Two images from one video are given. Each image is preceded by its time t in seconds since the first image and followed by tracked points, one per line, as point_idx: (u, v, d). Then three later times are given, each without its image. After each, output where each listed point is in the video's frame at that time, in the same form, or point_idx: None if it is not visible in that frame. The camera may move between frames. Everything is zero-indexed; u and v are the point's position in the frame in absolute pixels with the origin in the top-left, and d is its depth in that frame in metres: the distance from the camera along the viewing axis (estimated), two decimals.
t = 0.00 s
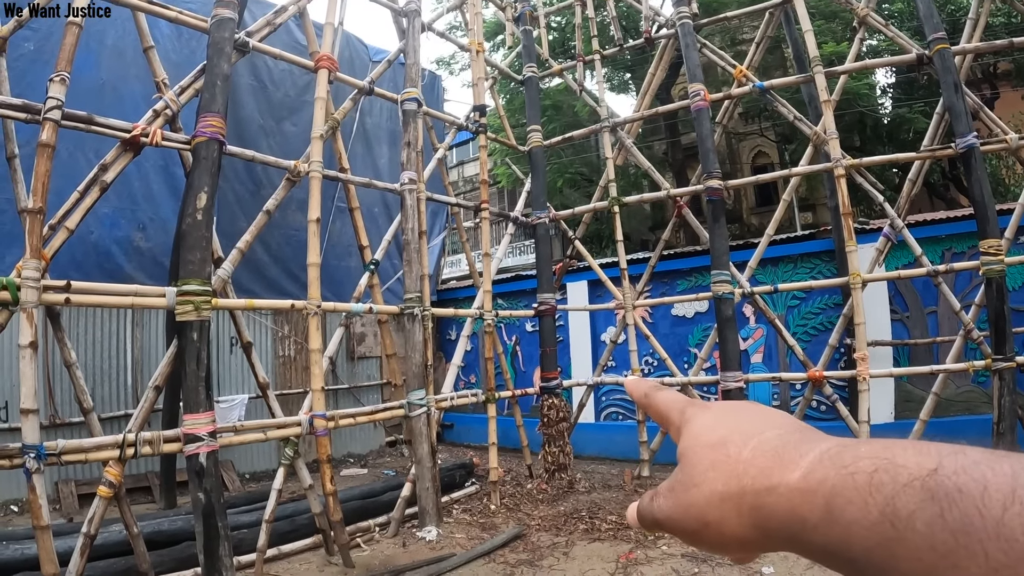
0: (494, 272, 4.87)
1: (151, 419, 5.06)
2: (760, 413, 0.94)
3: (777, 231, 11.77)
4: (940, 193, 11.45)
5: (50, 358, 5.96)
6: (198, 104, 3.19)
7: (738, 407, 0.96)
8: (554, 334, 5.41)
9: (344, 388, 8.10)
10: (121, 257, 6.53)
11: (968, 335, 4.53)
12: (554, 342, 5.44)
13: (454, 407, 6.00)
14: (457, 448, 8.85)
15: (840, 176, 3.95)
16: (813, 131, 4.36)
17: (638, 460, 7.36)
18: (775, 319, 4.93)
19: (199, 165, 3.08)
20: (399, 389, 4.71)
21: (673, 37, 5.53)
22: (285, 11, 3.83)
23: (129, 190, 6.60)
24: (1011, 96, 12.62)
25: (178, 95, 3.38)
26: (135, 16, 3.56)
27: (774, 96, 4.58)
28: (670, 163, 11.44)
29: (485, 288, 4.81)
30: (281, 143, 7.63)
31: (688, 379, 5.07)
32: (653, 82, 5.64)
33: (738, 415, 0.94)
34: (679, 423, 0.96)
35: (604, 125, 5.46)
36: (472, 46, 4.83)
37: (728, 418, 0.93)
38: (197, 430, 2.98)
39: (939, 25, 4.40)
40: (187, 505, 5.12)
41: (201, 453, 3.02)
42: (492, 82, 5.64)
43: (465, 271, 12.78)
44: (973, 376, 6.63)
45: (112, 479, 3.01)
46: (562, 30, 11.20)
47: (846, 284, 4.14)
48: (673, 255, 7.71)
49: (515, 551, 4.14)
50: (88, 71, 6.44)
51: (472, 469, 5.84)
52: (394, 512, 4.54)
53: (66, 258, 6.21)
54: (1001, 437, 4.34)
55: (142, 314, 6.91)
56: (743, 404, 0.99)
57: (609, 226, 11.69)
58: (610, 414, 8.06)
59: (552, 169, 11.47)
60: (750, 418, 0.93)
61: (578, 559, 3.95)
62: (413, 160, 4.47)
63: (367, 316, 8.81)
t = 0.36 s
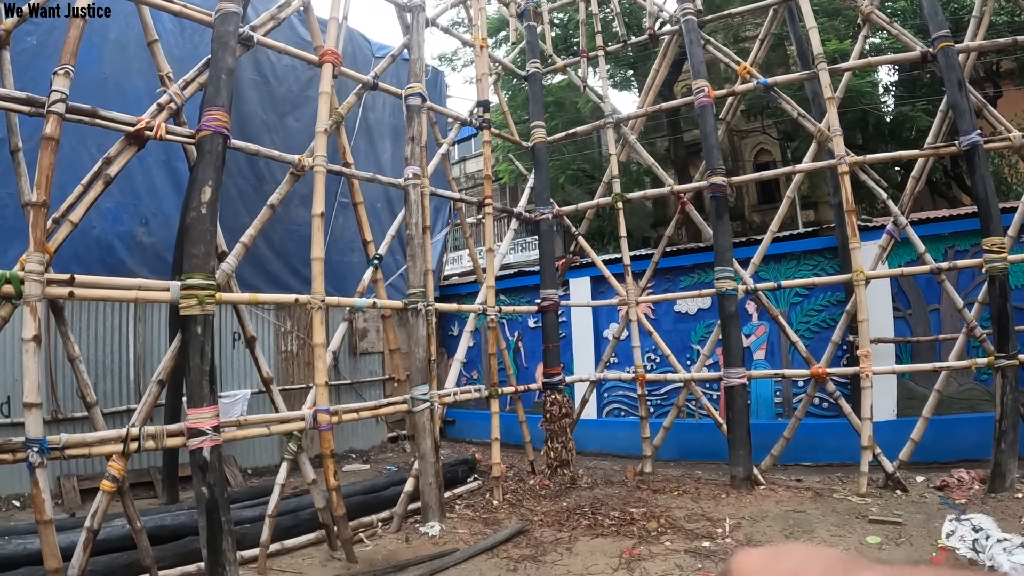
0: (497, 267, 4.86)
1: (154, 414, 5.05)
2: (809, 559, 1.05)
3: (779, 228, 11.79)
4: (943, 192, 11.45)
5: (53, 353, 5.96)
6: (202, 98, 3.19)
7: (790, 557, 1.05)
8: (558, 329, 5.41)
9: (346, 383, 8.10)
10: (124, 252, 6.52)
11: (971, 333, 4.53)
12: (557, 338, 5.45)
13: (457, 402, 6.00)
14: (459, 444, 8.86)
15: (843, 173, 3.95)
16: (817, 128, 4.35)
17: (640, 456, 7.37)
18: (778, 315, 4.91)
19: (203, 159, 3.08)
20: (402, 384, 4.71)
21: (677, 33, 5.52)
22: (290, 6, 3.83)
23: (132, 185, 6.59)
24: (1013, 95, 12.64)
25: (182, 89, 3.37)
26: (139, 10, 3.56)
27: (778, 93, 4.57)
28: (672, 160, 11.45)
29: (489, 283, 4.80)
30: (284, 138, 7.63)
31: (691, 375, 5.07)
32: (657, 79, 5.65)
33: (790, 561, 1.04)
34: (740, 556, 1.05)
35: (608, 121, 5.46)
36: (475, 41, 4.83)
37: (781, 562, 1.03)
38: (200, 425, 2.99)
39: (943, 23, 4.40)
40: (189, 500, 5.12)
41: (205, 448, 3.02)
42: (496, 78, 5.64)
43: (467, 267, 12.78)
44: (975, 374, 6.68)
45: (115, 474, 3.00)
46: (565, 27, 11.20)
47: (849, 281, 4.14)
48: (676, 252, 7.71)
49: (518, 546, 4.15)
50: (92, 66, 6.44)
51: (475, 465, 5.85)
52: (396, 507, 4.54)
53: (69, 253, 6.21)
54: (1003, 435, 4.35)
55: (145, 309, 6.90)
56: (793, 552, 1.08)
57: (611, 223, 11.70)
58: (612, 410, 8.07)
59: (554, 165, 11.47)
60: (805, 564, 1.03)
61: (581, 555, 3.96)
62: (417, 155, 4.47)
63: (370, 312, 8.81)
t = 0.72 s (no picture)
0: (501, 263, 4.85)
1: (158, 410, 5.05)
2: None
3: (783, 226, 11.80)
4: (946, 190, 11.44)
5: (56, 349, 5.95)
6: (207, 92, 3.18)
7: None
8: (562, 326, 5.41)
9: (349, 380, 8.09)
10: (127, 248, 6.51)
11: (976, 330, 4.52)
12: (561, 334, 5.44)
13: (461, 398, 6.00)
14: (462, 441, 8.86)
15: (848, 170, 3.95)
16: (822, 125, 4.34)
17: (643, 454, 7.37)
18: (784, 312, 4.85)
19: (208, 153, 3.08)
20: (407, 380, 4.70)
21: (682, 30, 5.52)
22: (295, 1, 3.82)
23: (135, 181, 6.58)
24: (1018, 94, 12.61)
25: (186, 83, 3.36)
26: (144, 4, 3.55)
27: (783, 89, 4.56)
28: (676, 158, 11.44)
29: (493, 279, 4.78)
30: (288, 135, 7.62)
31: (695, 371, 5.06)
32: (661, 75, 5.64)
33: None
34: None
35: (612, 117, 5.45)
36: (479, 36, 4.82)
37: None
38: (204, 420, 2.99)
39: (948, 20, 4.40)
40: (193, 496, 5.12)
41: (208, 444, 3.02)
42: (500, 73, 5.63)
43: (470, 264, 12.78)
44: (981, 372, 6.58)
45: (118, 469, 3.00)
46: (568, 24, 11.19)
47: (854, 277, 4.14)
48: (680, 249, 7.71)
49: (523, 543, 4.14)
50: (95, 62, 6.43)
51: (479, 461, 5.84)
52: (400, 504, 4.53)
53: (72, 249, 6.20)
54: (1008, 433, 4.35)
55: (148, 306, 6.89)
56: None
57: (614, 220, 11.70)
58: (615, 408, 8.06)
59: (558, 162, 11.46)
60: None
61: (585, 552, 3.95)
62: (422, 150, 4.46)
63: (373, 310, 8.80)
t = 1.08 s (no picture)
0: (502, 262, 4.84)
1: (158, 408, 5.04)
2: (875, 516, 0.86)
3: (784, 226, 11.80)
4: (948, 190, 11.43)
5: (56, 347, 5.94)
6: (207, 90, 3.17)
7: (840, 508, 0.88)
8: (562, 325, 5.40)
9: (350, 379, 8.08)
10: (127, 246, 6.51)
11: (978, 329, 4.51)
12: (562, 333, 5.43)
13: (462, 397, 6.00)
14: (463, 440, 8.86)
15: (850, 169, 3.94)
16: (824, 124, 4.33)
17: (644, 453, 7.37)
18: (785, 312, 4.85)
19: (207, 151, 3.07)
20: (407, 379, 4.70)
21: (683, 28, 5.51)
22: None
23: (135, 180, 6.58)
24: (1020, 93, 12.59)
25: (186, 81, 3.36)
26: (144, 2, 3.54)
27: (784, 88, 4.54)
28: (676, 157, 11.43)
29: (494, 278, 4.77)
30: (289, 133, 7.62)
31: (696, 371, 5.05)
32: (662, 73, 5.63)
33: (842, 518, 0.86)
34: None
35: (613, 116, 5.43)
36: (480, 35, 4.81)
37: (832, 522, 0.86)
38: (204, 419, 2.98)
39: (950, 19, 4.39)
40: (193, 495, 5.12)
41: (208, 443, 3.01)
42: (501, 72, 5.62)
43: (471, 263, 12.78)
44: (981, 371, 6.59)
45: (117, 468, 2.99)
46: (569, 23, 11.16)
47: (855, 276, 4.13)
48: (681, 248, 7.70)
49: (523, 543, 4.13)
50: (95, 61, 6.42)
51: (479, 461, 5.83)
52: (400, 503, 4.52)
53: (72, 248, 6.19)
54: (1010, 432, 4.35)
55: (148, 305, 6.88)
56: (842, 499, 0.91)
57: (615, 219, 11.69)
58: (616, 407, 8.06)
59: (558, 161, 11.46)
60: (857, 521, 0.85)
61: (586, 551, 3.94)
62: (422, 148, 4.45)
63: (373, 309, 8.80)
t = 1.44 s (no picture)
0: (506, 261, 4.83)
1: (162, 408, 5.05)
2: (822, 486, 0.94)
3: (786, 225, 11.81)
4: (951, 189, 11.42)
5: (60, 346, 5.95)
6: (210, 90, 3.17)
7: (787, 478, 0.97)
8: (566, 324, 5.40)
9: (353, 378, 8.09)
10: (131, 245, 6.51)
11: (981, 330, 4.51)
12: (565, 333, 5.43)
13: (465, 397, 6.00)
14: (466, 439, 8.87)
15: (854, 169, 3.93)
16: (827, 124, 4.32)
17: (647, 453, 7.38)
18: (788, 312, 4.83)
19: (211, 151, 3.07)
20: (411, 378, 4.69)
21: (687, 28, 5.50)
22: None
23: (139, 179, 6.58)
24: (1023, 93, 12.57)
25: (190, 81, 3.35)
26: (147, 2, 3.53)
27: (788, 88, 4.53)
28: (679, 156, 11.41)
29: (497, 277, 4.77)
30: (292, 132, 7.62)
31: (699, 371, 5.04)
32: (666, 73, 5.63)
33: (792, 487, 0.93)
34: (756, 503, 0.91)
35: (616, 116, 5.43)
36: (484, 34, 4.80)
37: (785, 493, 0.91)
38: (208, 419, 2.99)
39: (954, 19, 4.38)
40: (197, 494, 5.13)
41: (212, 442, 3.02)
42: (504, 71, 5.62)
43: (474, 262, 12.79)
44: (984, 372, 6.70)
45: (121, 467, 3.00)
46: (572, 21, 11.18)
47: (859, 276, 4.12)
48: (684, 247, 7.69)
49: (526, 542, 4.14)
50: (98, 60, 6.42)
51: (482, 460, 5.84)
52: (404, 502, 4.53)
53: (75, 247, 6.20)
54: (1013, 433, 4.38)
55: (152, 303, 6.89)
56: (787, 474, 0.99)
57: (618, 218, 11.69)
58: (619, 406, 8.07)
59: (561, 160, 11.45)
60: (808, 490, 0.93)
61: (589, 551, 3.95)
62: (425, 148, 4.45)
63: (376, 307, 8.81)
